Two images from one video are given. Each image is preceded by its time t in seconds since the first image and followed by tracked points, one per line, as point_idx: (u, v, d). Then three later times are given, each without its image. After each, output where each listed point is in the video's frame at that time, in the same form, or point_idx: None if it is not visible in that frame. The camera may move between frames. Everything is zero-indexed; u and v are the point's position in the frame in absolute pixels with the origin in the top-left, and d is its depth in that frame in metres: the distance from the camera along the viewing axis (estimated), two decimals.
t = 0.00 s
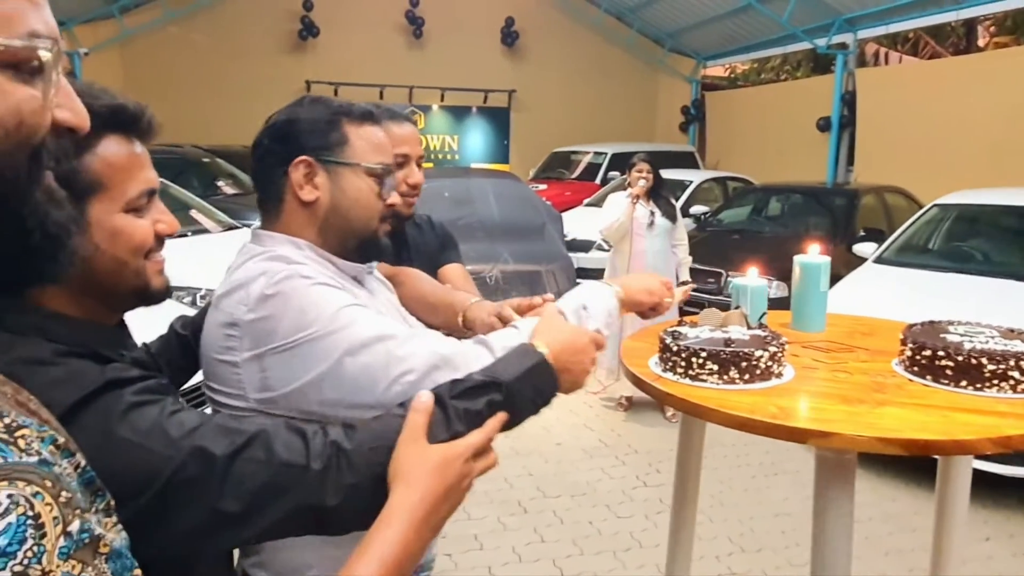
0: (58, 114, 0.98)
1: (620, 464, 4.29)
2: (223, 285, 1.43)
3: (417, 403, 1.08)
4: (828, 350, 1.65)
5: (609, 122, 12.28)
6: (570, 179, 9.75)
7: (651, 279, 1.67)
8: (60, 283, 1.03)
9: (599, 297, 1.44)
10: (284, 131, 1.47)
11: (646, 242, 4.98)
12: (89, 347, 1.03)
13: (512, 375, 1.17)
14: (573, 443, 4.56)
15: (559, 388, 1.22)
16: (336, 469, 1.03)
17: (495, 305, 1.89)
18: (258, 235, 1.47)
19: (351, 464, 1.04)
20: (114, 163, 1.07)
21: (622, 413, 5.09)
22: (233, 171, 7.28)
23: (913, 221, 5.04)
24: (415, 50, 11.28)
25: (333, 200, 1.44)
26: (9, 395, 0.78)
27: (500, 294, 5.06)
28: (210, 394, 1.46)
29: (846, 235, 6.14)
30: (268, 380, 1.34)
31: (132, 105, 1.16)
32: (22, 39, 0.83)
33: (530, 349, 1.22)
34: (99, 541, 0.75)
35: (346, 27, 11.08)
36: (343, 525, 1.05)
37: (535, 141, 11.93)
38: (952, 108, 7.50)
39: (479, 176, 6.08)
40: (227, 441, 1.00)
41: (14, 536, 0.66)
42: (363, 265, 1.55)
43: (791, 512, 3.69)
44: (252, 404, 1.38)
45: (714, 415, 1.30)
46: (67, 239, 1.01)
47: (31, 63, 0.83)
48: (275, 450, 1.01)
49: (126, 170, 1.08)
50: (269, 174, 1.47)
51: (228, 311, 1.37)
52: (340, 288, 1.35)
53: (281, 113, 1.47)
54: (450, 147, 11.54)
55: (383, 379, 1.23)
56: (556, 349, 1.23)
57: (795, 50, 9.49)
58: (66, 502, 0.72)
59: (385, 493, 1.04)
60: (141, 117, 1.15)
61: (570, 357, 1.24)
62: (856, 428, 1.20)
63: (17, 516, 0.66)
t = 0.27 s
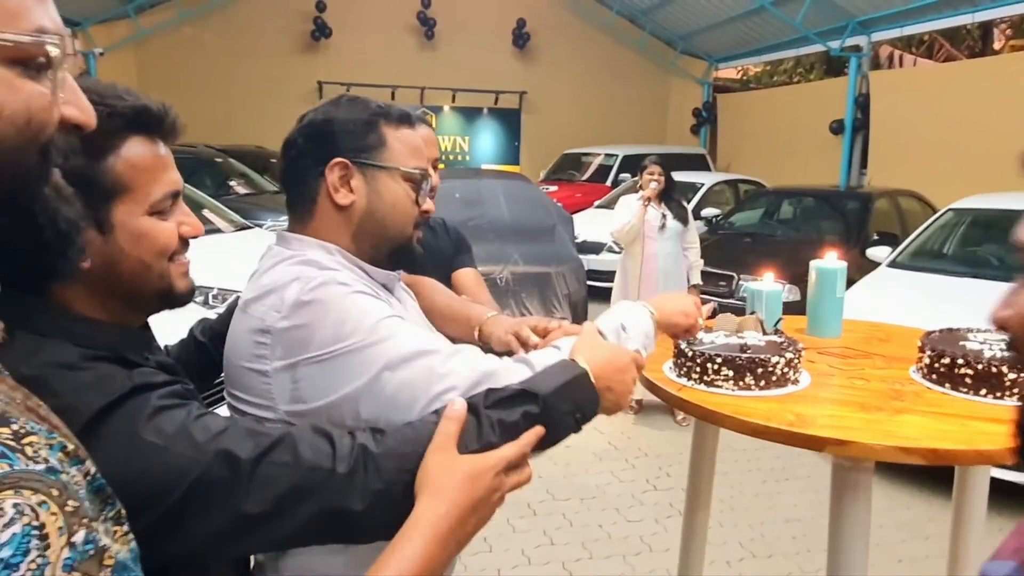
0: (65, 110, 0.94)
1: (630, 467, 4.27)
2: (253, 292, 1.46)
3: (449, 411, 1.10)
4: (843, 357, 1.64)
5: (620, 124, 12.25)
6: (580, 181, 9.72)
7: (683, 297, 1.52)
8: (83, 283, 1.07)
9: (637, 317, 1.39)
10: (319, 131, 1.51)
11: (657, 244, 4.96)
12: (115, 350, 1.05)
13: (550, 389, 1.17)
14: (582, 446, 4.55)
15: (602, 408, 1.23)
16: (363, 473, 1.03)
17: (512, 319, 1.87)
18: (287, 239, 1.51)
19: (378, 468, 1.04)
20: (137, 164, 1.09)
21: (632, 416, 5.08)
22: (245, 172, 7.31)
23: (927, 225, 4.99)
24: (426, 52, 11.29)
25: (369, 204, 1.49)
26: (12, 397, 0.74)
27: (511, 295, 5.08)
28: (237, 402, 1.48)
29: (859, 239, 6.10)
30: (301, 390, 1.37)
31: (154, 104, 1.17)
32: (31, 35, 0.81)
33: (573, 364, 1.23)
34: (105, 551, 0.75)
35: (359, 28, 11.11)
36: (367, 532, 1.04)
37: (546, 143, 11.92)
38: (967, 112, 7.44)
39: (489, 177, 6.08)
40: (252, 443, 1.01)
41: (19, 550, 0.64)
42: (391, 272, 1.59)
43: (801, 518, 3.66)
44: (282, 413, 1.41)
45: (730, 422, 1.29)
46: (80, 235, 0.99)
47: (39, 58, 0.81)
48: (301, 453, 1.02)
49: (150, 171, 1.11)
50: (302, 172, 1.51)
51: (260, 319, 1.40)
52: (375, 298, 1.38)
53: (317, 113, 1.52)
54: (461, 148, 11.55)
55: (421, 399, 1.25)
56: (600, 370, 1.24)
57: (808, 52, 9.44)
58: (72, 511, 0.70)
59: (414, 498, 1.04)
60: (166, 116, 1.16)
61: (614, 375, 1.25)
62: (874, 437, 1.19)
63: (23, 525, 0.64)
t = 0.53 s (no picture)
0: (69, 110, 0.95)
1: (643, 474, 4.25)
2: (278, 300, 1.48)
3: (480, 426, 1.13)
4: (861, 367, 1.62)
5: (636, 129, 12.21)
6: (596, 185, 9.70)
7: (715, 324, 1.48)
8: (112, 292, 1.15)
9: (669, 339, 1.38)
10: (357, 134, 1.59)
11: (672, 250, 4.92)
12: (144, 360, 1.13)
13: (584, 407, 1.21)
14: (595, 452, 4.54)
15: (639, 431, 1.26)
16: (389, 484, 1.09)
17: (528, 334, 1.85)
18: (312, 245, 1.53)
19: (405, 479, 1.09)
20: (166, 171, 1.16)
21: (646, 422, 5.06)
22: (263, 173, 7.35)
23: (946, 232, 4.94)
24: (444, 55, 11.32)
25: (402, 211, 1.56)
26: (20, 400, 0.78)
27: (525, 299, 5.06)
28: (256, 411, 1.49)
29: (878, 246, 6.05)
30: (328, 404, 1.40)
31: (185, 109, 1.23)
32: (32, 35, 0.82)
33: (610, 384, 1.26)
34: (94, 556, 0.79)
35: (377, 32, 11.15)
36: (392, 544, 1.10)
37: (562, 147, 11.90)
38: (989, 118, 7.34)
39: (505, 181, 6.05)
40: (279, 454, 1.07)
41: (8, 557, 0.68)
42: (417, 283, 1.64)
43: (816, 527, 3.63)
44: (303, 426, 1.43)
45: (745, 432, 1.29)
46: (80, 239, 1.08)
47: (43, 60, 0.83)
48: (327, 464, 1.08)
49: (179, 179, 1.17)
50: (335, 174, 1.58)
51: (287, 328, 1.42)
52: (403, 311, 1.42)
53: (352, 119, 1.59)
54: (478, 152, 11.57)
55: (454, 416, 1.30)
56: (638, 392, 1.26)
57: (827, 57, 9.38)
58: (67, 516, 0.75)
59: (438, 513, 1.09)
60: (196, 122, 1.22)
61: (650, 399, 1.27)
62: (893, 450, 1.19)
63: (14, 531, 0.69)
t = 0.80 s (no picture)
0: (74, 115, 1.07)
1: (661, 482, 4.21)
2: (302, 307, 1.48)
3: (506, 445, 1.08)
4: (882, 378, 1.62)
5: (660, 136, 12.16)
6: (617, 192, 9.66)
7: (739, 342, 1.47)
8: (140, 303, 1.21)
9: (696, 359, 1.37)
10: (383, 139, 1.60)
11: (691, 257, 4.89)
12: (170, 370, 1.19)
13: (614, 425, 1.21)
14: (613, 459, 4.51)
15: (670, 451, 1.26)
16: (413, 498, 1.15)
17: (541, 351, 1.84)
18: (334, 253, 1.55)
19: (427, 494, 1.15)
20: (196, 181, 1.21)
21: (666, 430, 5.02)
22: (287, 178, 7.41)
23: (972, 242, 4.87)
24: (467, 61, 11.37)
25: (428, 219, 1.58)
26: (18, 408, 0.90)
27: (545, 306, 4.97)
28: (280, 422, 1.51)
29: (903, 255, 5.96)
30: (353, 416, 1.41)
31: (214, 119, 1.28)
32: (33, 42, 0.98)
33: (639, 401, 1.25)
34: (92, 565, 0.93)
35: (401, 38, 11.22)
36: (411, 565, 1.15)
37: (584, 153, 11.88)
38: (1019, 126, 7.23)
39: (526, 187, 6.06)
40: (304, 468, 1.13)
41: None
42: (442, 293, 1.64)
43: (836, 539, 3.58)
44: (329, 437, 1.44)
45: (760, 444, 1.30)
46: (86, 240, 1.13)
47: (43, 65, 0.99)
48: (353, 479, 1.14)
49: (206, 190, 1.23)
50: (362, 180, 1.59)
51: (310, 339, 1.43)
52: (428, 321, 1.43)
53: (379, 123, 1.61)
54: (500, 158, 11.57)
55: (481, 432, 1.31)
56: (669, 412, 1.25)
57: (851, 64, 9.30)
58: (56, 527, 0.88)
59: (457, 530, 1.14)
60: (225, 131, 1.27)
61: (681, 419, 1.27)
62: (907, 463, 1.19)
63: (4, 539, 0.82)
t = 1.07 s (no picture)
0: (82, 114, 1.10)
1: (681, 491, 4.18)
2: (323, 311, 1.48)
3: (524, 461, 1.10)
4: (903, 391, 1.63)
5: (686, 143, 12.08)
6: (642, 198, 9.61)
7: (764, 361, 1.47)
8: (161, 308, 1.25)
9: (719, 371, 1.37)
10: (407, 141, 1.61)
11: (715, 265, 4.85)
12: (189, 373, 1.24)
13: (638, 434, 1.20)
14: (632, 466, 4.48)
15: (695, 465, 1.24)
16: (431, 502, 1.14)
17: (556, 362, 1.83)
18: (354, 255, 1.56)
19: (447, 498, 1.15)
20: (218, 185, 1.26)
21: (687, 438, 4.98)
22: (313, 181, 7.47)
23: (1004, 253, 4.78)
24: (494, 66, 11.39)
25: (451, 222, 1.58)
26: (13, 407, 0.92)
27: (567, 311, 4.98)
28: (299, 426, 1.51)
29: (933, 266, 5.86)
30: (372, 422, 1.40)
31: (238, 124, 1.31)
32: (36, 40, 1.01)
33: (663, 412, 1.24)
34: (82, 563, 0.92)
35: (429, 43, 11.27)
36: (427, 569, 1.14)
37: (609, 159, 11.83)
38: None
39: (552, 192, 6.06)
40: (322, 470, 1.13)
41: None
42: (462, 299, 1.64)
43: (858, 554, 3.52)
44: (347, 443, 1.44)
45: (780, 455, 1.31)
46: (97, 239, 1.13)
47: (46, 64, 1.01)
48: (370, 481, 1.13)
49: (229, 194, 1.27)
50: (385, 182, 1.59)
51: (330, 343, 1.43)
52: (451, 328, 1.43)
53: (404, 126, 1.61)
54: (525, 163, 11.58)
55: (505, 438, 1.31)
56: (693, 424, 1.24)
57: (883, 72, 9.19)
58: (48, 524, 0.88)
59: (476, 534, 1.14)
60: (248, 136, 1.31)
61: (706, 431, 1.25)
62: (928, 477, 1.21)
63: None
